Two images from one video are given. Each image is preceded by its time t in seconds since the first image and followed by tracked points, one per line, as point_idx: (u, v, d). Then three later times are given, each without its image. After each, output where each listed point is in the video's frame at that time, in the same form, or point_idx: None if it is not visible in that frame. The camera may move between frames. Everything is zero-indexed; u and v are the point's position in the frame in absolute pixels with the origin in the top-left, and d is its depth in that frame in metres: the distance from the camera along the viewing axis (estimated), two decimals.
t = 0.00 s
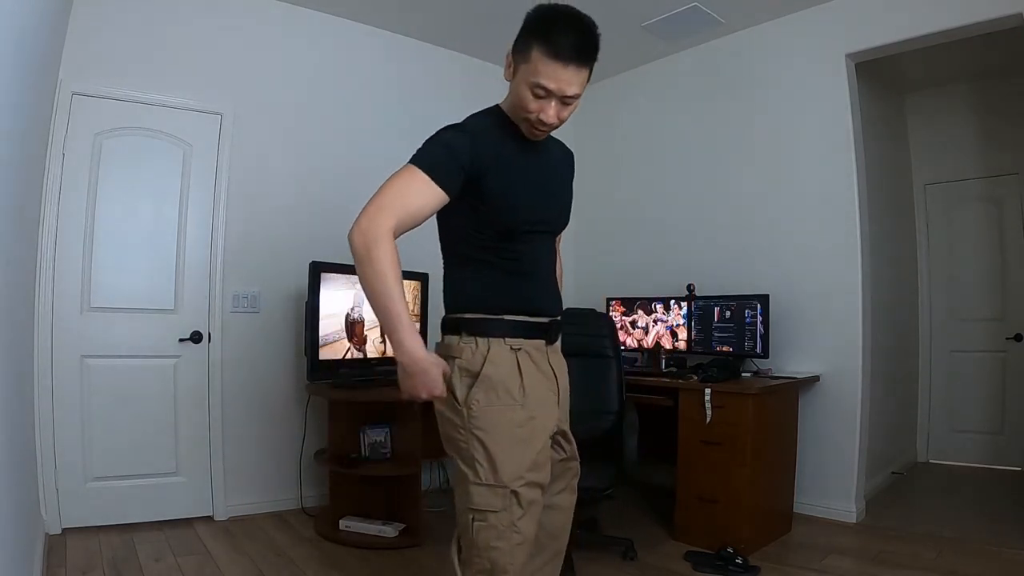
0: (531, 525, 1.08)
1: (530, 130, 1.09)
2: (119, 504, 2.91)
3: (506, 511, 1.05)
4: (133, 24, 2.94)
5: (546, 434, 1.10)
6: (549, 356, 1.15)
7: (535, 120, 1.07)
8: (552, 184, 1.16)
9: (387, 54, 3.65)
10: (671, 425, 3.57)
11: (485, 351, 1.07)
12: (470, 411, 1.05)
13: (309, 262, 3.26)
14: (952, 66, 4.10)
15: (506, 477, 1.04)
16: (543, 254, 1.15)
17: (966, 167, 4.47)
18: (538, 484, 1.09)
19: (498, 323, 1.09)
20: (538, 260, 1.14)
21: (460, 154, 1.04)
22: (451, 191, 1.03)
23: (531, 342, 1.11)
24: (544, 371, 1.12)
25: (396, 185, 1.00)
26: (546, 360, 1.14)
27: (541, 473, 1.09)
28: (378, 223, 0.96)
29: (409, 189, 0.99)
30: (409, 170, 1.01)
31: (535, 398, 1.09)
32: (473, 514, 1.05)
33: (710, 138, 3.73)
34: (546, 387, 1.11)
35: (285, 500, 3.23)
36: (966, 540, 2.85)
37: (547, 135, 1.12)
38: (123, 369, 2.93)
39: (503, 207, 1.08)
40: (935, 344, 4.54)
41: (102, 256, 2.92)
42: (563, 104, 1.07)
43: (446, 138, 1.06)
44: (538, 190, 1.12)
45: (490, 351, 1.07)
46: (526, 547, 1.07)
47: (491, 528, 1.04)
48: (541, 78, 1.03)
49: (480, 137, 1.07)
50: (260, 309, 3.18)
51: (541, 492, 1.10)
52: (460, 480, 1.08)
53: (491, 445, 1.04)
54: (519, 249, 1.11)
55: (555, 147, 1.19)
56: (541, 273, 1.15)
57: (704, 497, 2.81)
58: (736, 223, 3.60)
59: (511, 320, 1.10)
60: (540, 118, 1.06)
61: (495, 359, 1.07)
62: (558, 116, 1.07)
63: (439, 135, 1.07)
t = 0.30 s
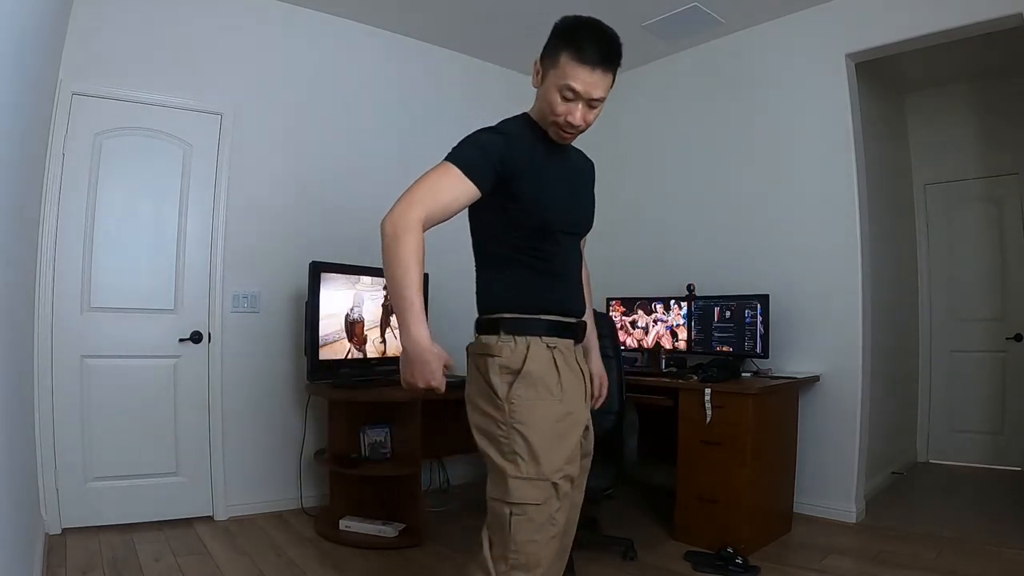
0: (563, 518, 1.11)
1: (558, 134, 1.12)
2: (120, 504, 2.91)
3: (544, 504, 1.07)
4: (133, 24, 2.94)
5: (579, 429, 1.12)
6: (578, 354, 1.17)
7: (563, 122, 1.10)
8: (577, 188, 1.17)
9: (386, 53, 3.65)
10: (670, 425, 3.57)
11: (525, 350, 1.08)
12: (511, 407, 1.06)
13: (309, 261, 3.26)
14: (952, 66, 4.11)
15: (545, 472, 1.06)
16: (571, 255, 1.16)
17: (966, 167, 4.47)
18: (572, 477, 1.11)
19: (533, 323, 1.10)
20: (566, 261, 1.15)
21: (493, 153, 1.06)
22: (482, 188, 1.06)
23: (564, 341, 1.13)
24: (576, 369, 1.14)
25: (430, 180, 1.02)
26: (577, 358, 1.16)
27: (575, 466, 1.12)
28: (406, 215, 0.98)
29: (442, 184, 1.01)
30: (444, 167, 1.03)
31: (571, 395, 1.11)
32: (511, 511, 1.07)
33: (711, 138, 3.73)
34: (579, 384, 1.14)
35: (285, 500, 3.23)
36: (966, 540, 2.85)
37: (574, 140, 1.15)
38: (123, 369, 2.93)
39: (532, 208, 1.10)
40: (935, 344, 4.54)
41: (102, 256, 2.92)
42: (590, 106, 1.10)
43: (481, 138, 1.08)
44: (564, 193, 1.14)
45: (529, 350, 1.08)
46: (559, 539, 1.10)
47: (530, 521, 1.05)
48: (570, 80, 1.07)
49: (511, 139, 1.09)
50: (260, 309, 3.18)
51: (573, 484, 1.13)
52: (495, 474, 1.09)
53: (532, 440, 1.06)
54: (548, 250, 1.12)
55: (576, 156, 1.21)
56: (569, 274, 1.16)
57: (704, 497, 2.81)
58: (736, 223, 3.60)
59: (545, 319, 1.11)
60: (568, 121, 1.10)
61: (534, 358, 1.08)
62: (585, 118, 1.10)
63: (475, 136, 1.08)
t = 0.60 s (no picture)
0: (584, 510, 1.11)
1: (577, 126, 1.12)
2: (120, 504, 2.91)
3: (573, 498, 1.06)
4: (133, 24, 2.94)
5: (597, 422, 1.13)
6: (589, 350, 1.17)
7: (582, 113, 1.10)
8: (597, 187, 1.17)
9: (386, 53, 3.65)
10: (670, 425, 3.57)
11: (547, 345, 1.06)
12: (537, 402, 1.04)
13: (309, 261, 3.26)
14: (952, 66, 4.10)
15: (573, 464, 1.06)
16: (588, 255, 1.15)
17: (966, 167, 4.47)
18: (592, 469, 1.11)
19: (553, 320, 1.08)
20: (583, 261, 1.14)
21: (517, 145, 1.05)
22: (504, 179, 1.04)
23: (580, 338, 1.12)
24: (590, 363, 1.14)
25: (454, 166, 1.01)
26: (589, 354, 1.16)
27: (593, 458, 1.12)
28: (431, 202, 0.98)
29: (466, 170, 1.01)
30: (468, 154, 1.03)
31: (590, 388, 1.11)
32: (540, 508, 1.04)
33: (711, 138, 3.73)
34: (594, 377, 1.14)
35: (284, 500, 3.23)
36: (966, 540, 2.85)
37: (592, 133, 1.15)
38: (123, 370, 2.93)
39: (555, 201, 1.09)
40: (935, 344, 4.54)
41: (102, 256, 2.92)
42: (607, 94, 1.10)
43: (504, 130, 1.08)
44: (584, 190, 1.13)
45: (552, 345, 1.07)
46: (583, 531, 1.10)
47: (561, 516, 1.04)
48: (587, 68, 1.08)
49: (533, 132, 1.08)
50: (260, 309, 3.18)
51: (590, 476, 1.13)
52: (519, 472, 1.06)
53: (560, 435, 1.04)
54: (568, 247, 1.11)
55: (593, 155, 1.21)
56: (586, 272, 1.15)
57: (704, 497, 2.81)
58: (736, 223, 3.60)
59: (563, 316, 1.10)
60: (586, 112, 1.10)
61: (556, 352, 1.07)
62: (603, 106, 1.10)
63: (498, 128, 1.08)
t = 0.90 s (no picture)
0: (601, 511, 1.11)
1: (589, 117, 1.10)
2: (120, 504, 2.91)
3: (592, 501, 1.06)
4: (133, 24, 2.94)
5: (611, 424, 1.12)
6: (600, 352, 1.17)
7: (593, 103, 1.08)
8: (607, 181, 1.14)
9: (386, 53, 3.65)
10: (671, 425, 3.57)
11: (562, 348, 1.06)
12: (554, 405, 1.03)
13: (309, 261, 3.26)
14: (953, 66, 4.10)
15: (591, 467, 1.05)
16: (598, 250, 1.14)
17: (966, 167, 4.47)
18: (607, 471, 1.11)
19: (562, 318, 1.08)
20: (592, 257, 1.12)
21: (525, 139, 1.05)
22: (511, 174, 1.03)
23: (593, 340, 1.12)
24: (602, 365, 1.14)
25: (460, 161, 1.01)
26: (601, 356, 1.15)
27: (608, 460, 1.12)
28: (437, 199, 0.98)
29: (473, 166, 1.00)
30: (475, 148, 1.02)
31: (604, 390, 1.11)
32: (560, 513, 1.03)
33: (711, 138, 3.73)
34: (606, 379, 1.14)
35: (285, 500, 3.23)
36: (966, 540, 2.85)
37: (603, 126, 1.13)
38: (123, 369, 2.93)
39: (565, 196, 1.07)
40: (935, 344, 4.54)
41: (102, 256, 2.92)
42: (619, 84, 1.09)
43: (511, 125, 1.07)
44: (594, 185, 1.11)
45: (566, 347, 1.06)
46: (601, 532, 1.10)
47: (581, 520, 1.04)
48: (598, 56, 1.07)
49: (539, 125, 1.07)
50: (260, 309, 3.18)
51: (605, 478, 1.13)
52: (537, 477, 1.05)
53: (577, 438, 1.04)
54: (578, 242, 1.09)
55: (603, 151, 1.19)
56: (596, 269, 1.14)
57: (704, 497, 2.81)
58: (736, 223, 3.60)
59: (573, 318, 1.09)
60: (598, 101, 1.08)
61: (571, 355, 1.06)
62: (615, 96, 1.09)
63: (505, 123, 1.07)
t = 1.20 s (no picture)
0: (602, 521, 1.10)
1: (588, 101, 1.10)
2: (121, 504, 2.91)
3: (593, 510, 1.05)
4: (133, 24, 2.94)
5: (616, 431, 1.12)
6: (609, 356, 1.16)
7: (592, 85, 1.08)
8: (609, 170, 1.13)
9: (386, 54, 3.65)
10: (671, 425, 3.57)
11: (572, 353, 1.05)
12: (562, 411, 1.03)
13: (309, 261, 3.26)
14: (953, 66, 4.10)
15: (594, 476, 1.05)
16: (603, 241, 1.12)
17: (966, 167, 4.47)
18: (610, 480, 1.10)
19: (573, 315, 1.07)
20: (598, 248, 1.11)
21: (524, 132, 1.04)
22: (513, 169, 1.03)
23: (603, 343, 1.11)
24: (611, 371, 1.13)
25: (461, 160, 1.01)
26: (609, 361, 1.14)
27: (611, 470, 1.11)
28: (441, 200, 0.98)
29: (474, 164, 1.00)
30: (474, 146, 1.02)
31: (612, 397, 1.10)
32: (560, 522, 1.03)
33: (711, 138, 3.73)
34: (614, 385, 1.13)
35: (285, 500, 3.23)
36: (966, 540, 2.85)
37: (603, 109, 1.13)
38: (123, 370, 2.93)
39: (567, 186, 1.06)
40: (935, 344, 4.54)
41: (102, 255, 2.92)
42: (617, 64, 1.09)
43: (509, 118, 1.06)
44: (596, 175, 1.10)
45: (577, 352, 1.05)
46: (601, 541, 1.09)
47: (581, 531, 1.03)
48: (594, 37, 1.07)
49: (538, 116, 1.07)
50: (260, 309, 3.18)
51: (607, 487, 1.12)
52: (539, 483, 1.05)
53: (583, 445, 1.03)
54: (581, 234, 1.08)
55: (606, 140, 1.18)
56: (603, 259, 1.12)
57: (705, 497, 2.81)
58: (736, 223, 3.60)
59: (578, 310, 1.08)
60: (596, 84, 1.08)
61: (580, 361, 1.05)
62: (613, 77, 1.08)
63: (503, 116, 1.07)
